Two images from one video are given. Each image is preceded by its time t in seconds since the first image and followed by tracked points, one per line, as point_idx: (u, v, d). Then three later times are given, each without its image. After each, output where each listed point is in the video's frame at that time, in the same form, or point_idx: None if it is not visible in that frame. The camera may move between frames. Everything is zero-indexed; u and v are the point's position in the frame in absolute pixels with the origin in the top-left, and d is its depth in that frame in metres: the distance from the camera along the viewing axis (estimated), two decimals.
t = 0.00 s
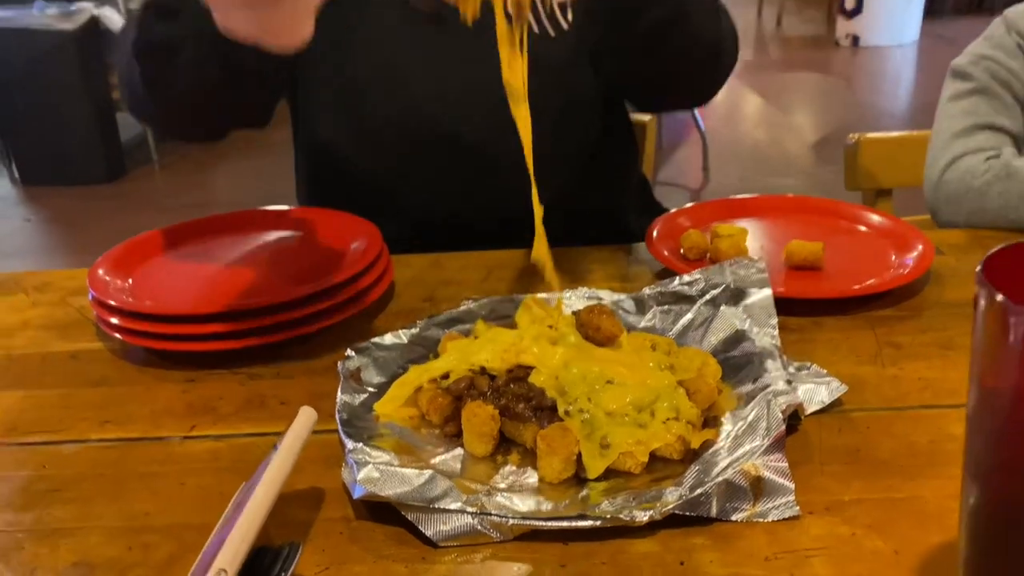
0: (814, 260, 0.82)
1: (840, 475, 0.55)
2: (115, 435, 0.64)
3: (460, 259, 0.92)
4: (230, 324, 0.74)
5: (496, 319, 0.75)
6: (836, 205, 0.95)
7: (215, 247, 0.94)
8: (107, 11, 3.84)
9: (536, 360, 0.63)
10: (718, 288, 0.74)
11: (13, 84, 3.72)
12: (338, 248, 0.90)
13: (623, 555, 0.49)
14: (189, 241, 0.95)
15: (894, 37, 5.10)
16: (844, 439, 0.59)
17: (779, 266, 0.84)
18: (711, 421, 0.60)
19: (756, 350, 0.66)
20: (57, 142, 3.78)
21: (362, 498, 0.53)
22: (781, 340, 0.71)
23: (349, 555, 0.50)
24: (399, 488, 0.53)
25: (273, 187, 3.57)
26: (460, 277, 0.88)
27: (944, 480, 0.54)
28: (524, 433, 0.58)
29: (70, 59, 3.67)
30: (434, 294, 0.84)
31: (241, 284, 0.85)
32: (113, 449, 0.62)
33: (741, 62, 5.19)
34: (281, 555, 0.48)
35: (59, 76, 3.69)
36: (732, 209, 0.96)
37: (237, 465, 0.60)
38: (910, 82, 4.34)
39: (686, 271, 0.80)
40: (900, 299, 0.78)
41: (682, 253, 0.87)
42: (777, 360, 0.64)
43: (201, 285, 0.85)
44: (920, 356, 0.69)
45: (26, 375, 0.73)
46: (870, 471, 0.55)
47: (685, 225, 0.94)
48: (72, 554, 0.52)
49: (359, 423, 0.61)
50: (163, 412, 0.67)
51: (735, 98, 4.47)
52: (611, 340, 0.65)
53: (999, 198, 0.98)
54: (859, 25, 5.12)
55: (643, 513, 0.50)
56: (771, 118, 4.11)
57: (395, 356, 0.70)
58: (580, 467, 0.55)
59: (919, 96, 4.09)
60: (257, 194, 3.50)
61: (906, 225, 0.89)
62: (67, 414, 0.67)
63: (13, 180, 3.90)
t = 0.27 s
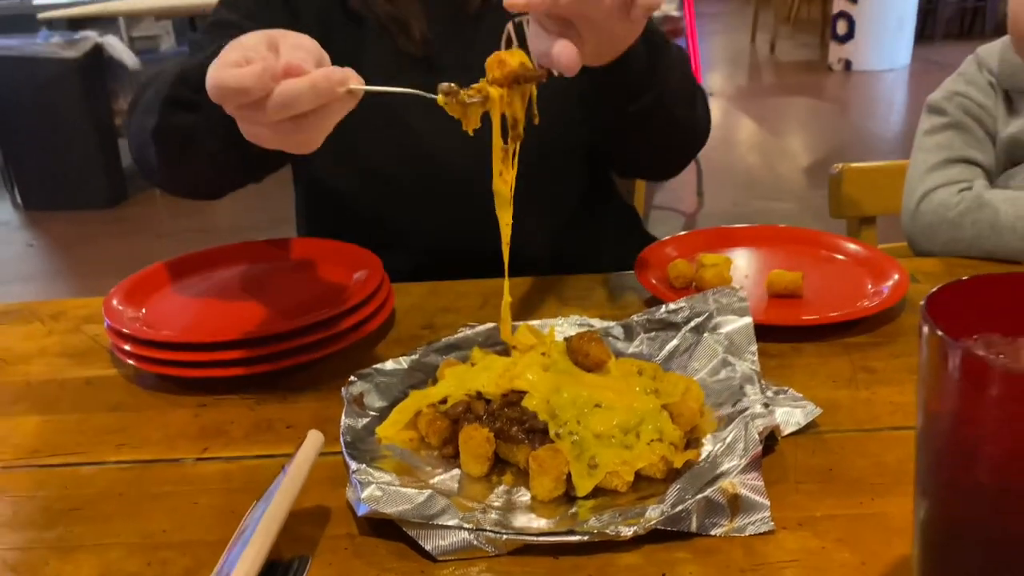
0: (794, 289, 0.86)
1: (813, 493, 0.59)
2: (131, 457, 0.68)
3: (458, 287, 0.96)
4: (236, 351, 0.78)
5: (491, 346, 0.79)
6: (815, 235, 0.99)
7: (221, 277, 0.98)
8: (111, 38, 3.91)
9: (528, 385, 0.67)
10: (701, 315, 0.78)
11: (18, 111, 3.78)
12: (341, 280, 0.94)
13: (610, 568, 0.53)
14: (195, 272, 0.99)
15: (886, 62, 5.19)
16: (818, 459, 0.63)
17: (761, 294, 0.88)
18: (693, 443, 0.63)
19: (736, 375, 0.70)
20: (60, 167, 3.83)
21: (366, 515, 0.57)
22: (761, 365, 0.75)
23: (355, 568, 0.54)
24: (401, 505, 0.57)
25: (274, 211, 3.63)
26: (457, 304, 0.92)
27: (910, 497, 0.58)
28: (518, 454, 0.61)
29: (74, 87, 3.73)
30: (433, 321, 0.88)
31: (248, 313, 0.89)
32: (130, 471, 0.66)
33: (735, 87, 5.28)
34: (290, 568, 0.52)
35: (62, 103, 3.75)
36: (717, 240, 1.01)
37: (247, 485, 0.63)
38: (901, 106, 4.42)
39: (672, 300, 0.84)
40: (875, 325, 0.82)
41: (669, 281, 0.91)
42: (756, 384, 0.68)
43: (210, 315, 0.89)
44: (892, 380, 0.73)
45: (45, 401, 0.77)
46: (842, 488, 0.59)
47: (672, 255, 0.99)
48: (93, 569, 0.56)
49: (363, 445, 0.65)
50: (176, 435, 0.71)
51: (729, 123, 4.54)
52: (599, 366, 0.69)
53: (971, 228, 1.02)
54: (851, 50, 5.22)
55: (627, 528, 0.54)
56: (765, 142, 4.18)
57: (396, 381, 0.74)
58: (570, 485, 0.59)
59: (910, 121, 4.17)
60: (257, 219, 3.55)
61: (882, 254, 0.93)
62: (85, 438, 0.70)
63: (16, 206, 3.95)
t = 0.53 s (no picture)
0: (773, 301, 0.92)
1: (785, 488, 0.64)
2: (151, 458, 0.72)
3: (456, 301, 1.01)
4: (247, 359, 0.82)
5: (488, 355, 0.84)
6: (795, 250, 1.06)
7: (231, 292, 1.03)
8: (113, 59, 3.97)
9: (522, 390, 0.72)
10: (685, 325, 0.84)
11: (22, 132, 3.84)
12: (346, 292, 1.00)
13: (596, 555, 0.58)
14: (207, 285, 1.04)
15: (876, 82, 5.29)
16: (791, 457, 0.68)
17: (742, 306, 0.94)
18: (675, 442, 0.68)
19: (717, 379, 0.76)
20: (62, 186, 3.88)
21: (372, 508, 0.61)
22: (741, 372, 0.80)
23: (362, 557, 0.59)
24: (404, 499, 0.61)
25: (274, 229, 3.68)
26: (456, 316, 0.97)
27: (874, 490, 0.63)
28: (512, 453, 0.66)
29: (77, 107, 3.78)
30: (433, 332, 0.93)
31: (257, 324, 0.94)
32: (150, 470, 0.70)
33: (728, 106, 5.36)
34: (305, 554, 0.56)
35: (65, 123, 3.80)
36: (701, 256, 1.08)
37: (261, 483, 0.68)
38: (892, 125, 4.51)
39: (658, 311, 0.90)
40: (849, 335, 0.87)
41: (656, 295, 0.96)
42: (734, 387, 0.73)
43: (223, 326, 0.94)
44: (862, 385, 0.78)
45: (67, 407, 0.82)
46: (812, 483, 0.64)
47: (660, 269, 1.04)
48: (119, 558, 0.60)
49: (368, 446, 0.69)
50: (192, 438, 0.75)
51: (722, 141, 4.62)
52: (588, 371, 0.74)
53: (942, 244, 1.09)
54: (842, 70, 5.32)
55: (612, 518, 0.59)
56: (757, 160, 4.26)
57: (399, 387, 0.78)
58: (560, 481, 0.64)
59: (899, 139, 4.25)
60: (258, 236, 3.61)
61: (858, 267, 0.99)
62: (106, 441, 0.75)
63: (19, 224, 4.00)
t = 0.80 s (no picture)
0: (760, 303, 0.96)
1: (768, 477, 0.68)
2: (164, 451, 0.76)
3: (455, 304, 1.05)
4: (255, 357, 0.86)
5: (486, 353, 0.87)
6: (781, 254, 1.10)
7: (236, 295, 1.05)
8: (114, 69, 4.01)
9: (519, 385, 0.75)
10: (675, 325, 0.88)
11: (23, 141, 3.88)
12: (350, 293, 1.03)
13: (589, 538, 0.61)
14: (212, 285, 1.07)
15: (869, 92, 5.36)
16: (774, 449, 0.71)
17: (730, 308, 0.98)
18: (665, 434, 0.72)
19: (704, 376, 0.79)
20: (62, 195, 3.91)
21: (377, 496, 0.65)
22: (728, 370, 0.84)
23: (369, 541, 0.62)
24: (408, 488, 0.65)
25: (273, 237, 3.72)
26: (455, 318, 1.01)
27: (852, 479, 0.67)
28: (509, 444, 0.70)
29: (78, 117, 3.82)
30: (434, 333, 0.97)
31: (262, 325, 0.97)
32: (164, 463, 0.74)
33: (723, 116, 5.42)
34: (315, 536, 0.59)
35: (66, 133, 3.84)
36: (690, 260, 1.12)
37: (270, 474, 0.71)
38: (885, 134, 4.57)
39: (649, 313, 0.94)
40: (833, 335, 0.91)
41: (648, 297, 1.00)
42: (721, 384, 0.77)
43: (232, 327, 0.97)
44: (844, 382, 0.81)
45: (81, 404, 0.85)
46: (794, 472, 0.68)
47: (651, 273, 1.08)
48: (137, 543, 0.64)
49: (372, 440, 0.73)
50: (203, 432, 0.79)
51: (717, 151, 4.67)
52: (582, 367, 0.78)
53: (923, 249, 1.14)
54: (836, 80, 5.38)
55: (604, 504, 0.62)
56: (752, 169, 4.31)
57: (401, 384, 0.82)
58: (556, 470, 0.67)
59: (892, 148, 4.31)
60: (257, 245, 3.64)
61: (841, 271, 1.03)
62: (121, 436, 0.78)
63: (19, 233, 4.03)
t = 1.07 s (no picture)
0: (749, 304, 0.99)
1: (754, 470, 0.70)
2: (169, 447, 0.78)
3: (452, 305, 1.07)
4: (257, 356, 0.88)
5: (482, 352, 0.90)
6: (770, 256, 1.12)
7: (238, 295, 1.07)
8: (112, 75, 4.03)
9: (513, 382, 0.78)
10: (666, 325, 0.90)
11: (21, 146, 3.90)
12: (349, 293, 1.05)
13: (581, 528, 0.64)
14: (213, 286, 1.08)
15: (864, 97, 5.40)
16: (761, 443, 0.74)
17: (721, 309, 1.00)
18: (655, 429, 0.74)
19: (693, 374, 0.82)
20: (60, 200, 3.93)
21: (377, 488, 0.67)
22: (717, 368, 0.86)
23: (368, 531, 0.64)
24: (407, 480, 0.67)
25: (271, 242, 3.74)
26: (452, 319, 1.03)
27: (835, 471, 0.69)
28: (504, 438, 0.72)
29: (76, 122, 3.83)
30: (430, 333, 0.99)
31: (262, 324, 0.99)
32: (168, 458, 0.76)
33: (717, 121, 5.46)
34: (316, 526, 0.62)
35: (64, 138, 3.86)
36: (681, 263, 1.14)
37: (272, 468, 0.74)
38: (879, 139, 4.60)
39: (640, 313, 0.96)
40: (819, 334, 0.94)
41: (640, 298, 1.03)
42: (710, 381, 0.80)
43: (234, 327, 0.98)
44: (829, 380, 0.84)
45: (87, 402, 0.87)
46: (779, 465, 0.70)
47: (643, 275, 1.11)
48: (144, 533, 0.66)
49: (372, 435, 0.75)
50: (206, 429, 0.81)
51: (712, 156, 4.70)
52: (576, 366, 0.80)
53: (909, 251, 1.16)
54: (830, 85, 5.42)
55: (595, 495, 0.64)
56: (747, 174, 4.34)
57: (399, 382, 0.84)
58: (549, 463, 0.69)
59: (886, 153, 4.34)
60: (255, 249, 3.66)
61: (827, 272, 1.06)
62: (126, 432, 0.81)
63: (17, 238, 4.05)
